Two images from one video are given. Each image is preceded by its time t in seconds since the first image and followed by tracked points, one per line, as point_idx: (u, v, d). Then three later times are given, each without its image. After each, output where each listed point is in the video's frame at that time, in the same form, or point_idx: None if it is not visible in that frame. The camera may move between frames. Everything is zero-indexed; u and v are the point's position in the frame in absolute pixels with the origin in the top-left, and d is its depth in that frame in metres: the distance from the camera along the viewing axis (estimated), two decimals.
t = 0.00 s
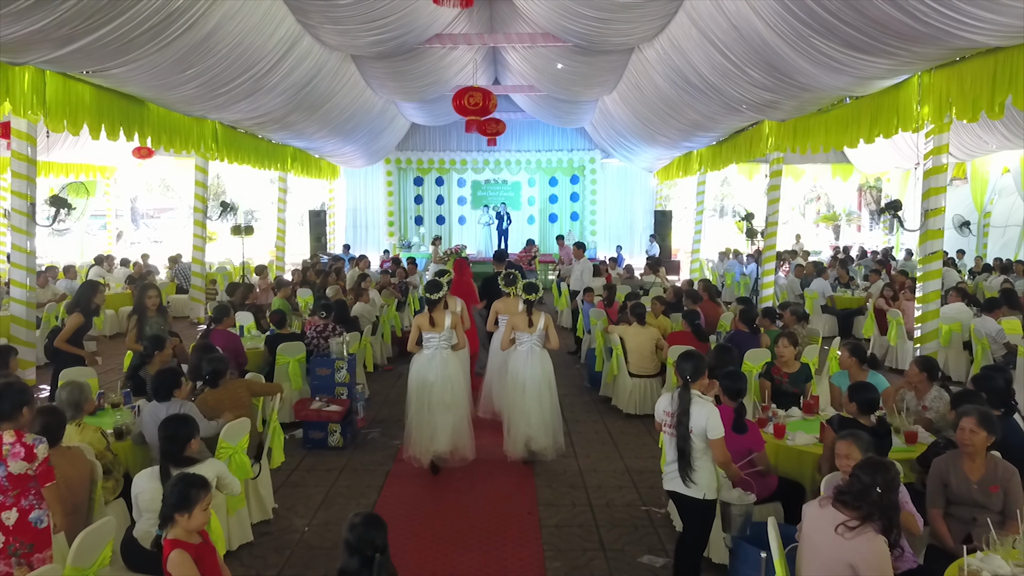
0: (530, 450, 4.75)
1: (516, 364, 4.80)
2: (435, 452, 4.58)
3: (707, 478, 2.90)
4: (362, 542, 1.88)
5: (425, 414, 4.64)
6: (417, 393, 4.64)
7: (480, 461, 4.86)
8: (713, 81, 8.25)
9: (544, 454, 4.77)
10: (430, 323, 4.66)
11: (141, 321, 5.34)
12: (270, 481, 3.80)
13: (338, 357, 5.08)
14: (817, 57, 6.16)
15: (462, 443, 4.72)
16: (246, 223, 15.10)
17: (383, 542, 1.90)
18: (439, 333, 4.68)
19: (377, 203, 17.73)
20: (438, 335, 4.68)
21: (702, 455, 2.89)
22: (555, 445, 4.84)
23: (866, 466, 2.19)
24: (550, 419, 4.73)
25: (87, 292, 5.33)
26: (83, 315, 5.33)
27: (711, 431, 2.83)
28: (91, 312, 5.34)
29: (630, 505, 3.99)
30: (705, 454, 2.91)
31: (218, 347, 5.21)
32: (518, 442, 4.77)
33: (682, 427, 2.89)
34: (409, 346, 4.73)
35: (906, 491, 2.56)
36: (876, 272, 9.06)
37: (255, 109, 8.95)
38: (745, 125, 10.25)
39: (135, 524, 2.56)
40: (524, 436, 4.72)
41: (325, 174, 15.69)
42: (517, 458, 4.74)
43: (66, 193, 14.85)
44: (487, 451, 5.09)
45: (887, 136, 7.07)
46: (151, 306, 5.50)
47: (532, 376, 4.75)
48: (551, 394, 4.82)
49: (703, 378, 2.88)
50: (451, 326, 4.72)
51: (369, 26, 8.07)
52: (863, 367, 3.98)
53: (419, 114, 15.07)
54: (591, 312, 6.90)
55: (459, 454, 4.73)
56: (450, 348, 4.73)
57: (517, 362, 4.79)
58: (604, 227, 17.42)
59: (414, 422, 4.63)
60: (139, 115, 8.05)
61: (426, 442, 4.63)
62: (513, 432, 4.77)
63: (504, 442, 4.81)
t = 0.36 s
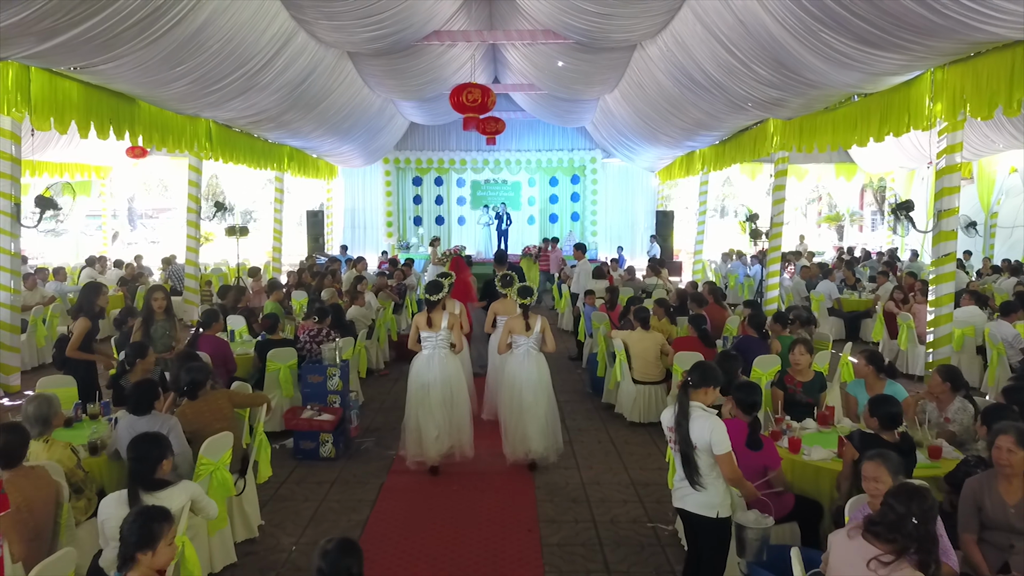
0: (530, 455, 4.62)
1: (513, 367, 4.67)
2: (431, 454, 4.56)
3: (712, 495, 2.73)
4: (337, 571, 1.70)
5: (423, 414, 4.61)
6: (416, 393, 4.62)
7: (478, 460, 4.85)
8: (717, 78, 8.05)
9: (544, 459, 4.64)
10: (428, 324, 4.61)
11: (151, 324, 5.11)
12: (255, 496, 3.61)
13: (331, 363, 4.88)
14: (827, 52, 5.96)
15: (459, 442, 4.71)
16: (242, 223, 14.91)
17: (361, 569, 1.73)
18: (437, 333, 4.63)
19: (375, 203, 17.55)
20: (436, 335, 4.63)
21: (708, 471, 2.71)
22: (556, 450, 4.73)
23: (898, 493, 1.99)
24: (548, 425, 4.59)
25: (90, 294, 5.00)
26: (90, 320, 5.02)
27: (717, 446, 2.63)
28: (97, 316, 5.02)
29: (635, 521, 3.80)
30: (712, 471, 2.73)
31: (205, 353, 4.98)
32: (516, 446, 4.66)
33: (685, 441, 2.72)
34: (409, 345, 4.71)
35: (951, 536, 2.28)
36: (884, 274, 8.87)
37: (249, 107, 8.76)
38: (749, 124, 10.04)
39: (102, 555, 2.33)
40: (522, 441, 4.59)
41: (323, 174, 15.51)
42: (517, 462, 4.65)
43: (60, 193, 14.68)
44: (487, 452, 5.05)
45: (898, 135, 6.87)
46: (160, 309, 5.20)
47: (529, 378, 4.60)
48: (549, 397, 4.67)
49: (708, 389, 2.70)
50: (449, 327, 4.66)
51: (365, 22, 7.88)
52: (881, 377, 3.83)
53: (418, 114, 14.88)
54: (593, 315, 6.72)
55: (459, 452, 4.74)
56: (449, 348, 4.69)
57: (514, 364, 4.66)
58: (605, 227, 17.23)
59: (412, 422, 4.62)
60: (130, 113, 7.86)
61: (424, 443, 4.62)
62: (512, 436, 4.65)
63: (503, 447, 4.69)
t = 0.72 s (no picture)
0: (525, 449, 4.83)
1: (507, 364, 4.90)
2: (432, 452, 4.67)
3: (715, 521, 2.59)
4: None
5: (424, 413, 4.72)
6: (418, 392, 4.73)
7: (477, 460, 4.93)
8: (723, 75, 7.83)
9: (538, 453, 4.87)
10: (430, 323, 4.74)
11: (148, 332, 4.86)
12: (237, 516, 3.40)
13: (321, 372, 4.66)
14: (838, 47, 5.75)
15: (460, 442, 4.78)
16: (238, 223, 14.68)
17: None
18: (440, 332, 4.75)
19: (374, 203, 17.33)
20: (438, 334, 4.75)
21: (713, 494, 2.58)
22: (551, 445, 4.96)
23: (944, 528, 1.77)
24: (542, 419, 4.80)
25: (96, 299, 5.01)
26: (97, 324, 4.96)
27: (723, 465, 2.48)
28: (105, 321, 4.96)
29: (641, 540, 3.58)
30: (719, 495, 2.60)
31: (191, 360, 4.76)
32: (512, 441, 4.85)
33: (694, 459, 2.60)
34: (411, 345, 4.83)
35: None
36: (893, 276, 8.65)
37: (243, 104, 8.55)
38: (754, 122, 9.81)
39: None
40: (516, 436, 4.78)
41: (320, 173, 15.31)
42: (513, 458, 4.84)
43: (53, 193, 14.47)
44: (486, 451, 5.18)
45: (910, 133, 6.64)
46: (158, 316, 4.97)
47: (522, 374, 4.85)
48: (542, 393, 4.91)
49: (722, 408, 2.56)
50: (451, 326, 4.80)
51: (361, 17, 7.66)
52: (901, 387, 3.64)
53: (416, 112, 14.65)
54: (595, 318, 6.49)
55: (458, 452, 4.80)
56: (451, 347, 4.83)
57: (508, 360, 4.90)
58: (606, 228, 17.02)
59: (414, 421, 4.74)
60: (120, 111, 7.66)
61: (426, 439, 4.73)
62: (508, 431, 4.85)
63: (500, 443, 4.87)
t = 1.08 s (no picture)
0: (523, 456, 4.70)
1: (503, 369, 4.72)
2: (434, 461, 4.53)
3: (731, 556, 2.33)
4: None
5: (425, 421, 4.56)
6: (417, 399, 4.56)
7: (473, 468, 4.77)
8: (729, 71, 7.57)
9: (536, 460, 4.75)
10: (431, 328, 4.59)
11: (139, 342, 4.52)
12: (212, 542, 3.15)
13: (308, 382, 4.40)
14: (851, 39, 5.48)
15: (457, 450, 4.62)
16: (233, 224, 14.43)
17: None
18: (439, 337, 4.62)
19: (371, 204, 17.07)
20: (438, 339, 4.61)
21: (729, 526, 2.33)
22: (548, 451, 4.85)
23: None
24: (540, 426, 4.69)
25: (101, 304, 4.56)
26: (101, 332, 4.52)
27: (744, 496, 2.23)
28: (111, 328, 4.58)
29: (650, 568, 3.32)
30: (737, 528, 2.34)
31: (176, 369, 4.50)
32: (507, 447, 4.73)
33: (709, 486, 2.35)
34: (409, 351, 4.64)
35: None
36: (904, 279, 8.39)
37: (234, 102, 8.30)
38: (760, 120, 9.55)
39: None
40: (512, 441, 4.66)
41: (317, 173, 15.04)
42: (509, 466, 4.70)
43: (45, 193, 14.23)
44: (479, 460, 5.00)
45: (924, 130, 6.37)
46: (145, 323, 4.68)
47: (519, 380, 4.69)
48: (540, 399, 4.77)
49: (739, 430, 2.32)
50: (451, 330, 4.67)
51: (355, 11, 7.40)
52: (929, 402, 3.38)
53: (414, 111, 14.39)
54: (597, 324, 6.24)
55: (455, 461, 4.63)
56: (449, 352, 4.68)
57: (505, 365, 4.72)
58: (607, 228, 16.75)
59: (412, 430, 4.55)
60: (105, 108, 7.42)
61: (423, 449, 4.57)
62: (504, 437, 4.71)
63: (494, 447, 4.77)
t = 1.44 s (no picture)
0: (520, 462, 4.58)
1: (499, 372, 4.61)
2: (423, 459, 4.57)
3: None
4: None
5: (416, 419, 4.61)
6: (409, 395, 4.63)
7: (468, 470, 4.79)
8: (736, 66, 7.29)
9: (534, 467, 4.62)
10: (421, 325, 4.67)
11: (116, 351, 3.99)
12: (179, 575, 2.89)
13: (293, 394, 4.12)
14: (868, 31, 5.20)
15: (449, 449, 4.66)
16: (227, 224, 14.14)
17: None
18: (430, 335, 4.69)
19: (368, 203, 16.78)
20: (428, 337, 4.69)
21: (750, 572, 2.02)
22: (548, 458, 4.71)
23: None
24: (535, 433, 4.57)
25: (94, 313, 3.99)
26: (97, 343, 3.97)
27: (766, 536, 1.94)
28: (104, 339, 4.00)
29: None
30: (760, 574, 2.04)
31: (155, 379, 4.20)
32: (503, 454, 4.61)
33: (728, 525, 2.07)
34: (402, 348, 4.74)
35: None
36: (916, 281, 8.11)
37: (224, 98, 8.01)
38: (766, 118, 9.27)
39: None
40: (508, 448, 4.55)
41: (312, 172, 14.75)
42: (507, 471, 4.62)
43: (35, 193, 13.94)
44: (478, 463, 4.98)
45: (941, 126, 6.08)
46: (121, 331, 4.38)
47: (514, 384, 4.57)
48: (536, 402, 4.63)
49: (748, 453, 2.06)
50: (442, 329, 4.72)
51: (348, 3, 7.11)
52: (962, 419, 3.11)
53: (412, 109, 14.11)
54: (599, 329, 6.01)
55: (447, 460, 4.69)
56: (443, 351, 4.74)
57: (501, 369, 4.60)
58: (608, 229, 16.46)
59: (403, 427, 4.60)
60: (88, 104, 7.13)
61: (415, 447, 4.60)
62: (500, 444, 4.61)
63: (490, 454, 4.66)
